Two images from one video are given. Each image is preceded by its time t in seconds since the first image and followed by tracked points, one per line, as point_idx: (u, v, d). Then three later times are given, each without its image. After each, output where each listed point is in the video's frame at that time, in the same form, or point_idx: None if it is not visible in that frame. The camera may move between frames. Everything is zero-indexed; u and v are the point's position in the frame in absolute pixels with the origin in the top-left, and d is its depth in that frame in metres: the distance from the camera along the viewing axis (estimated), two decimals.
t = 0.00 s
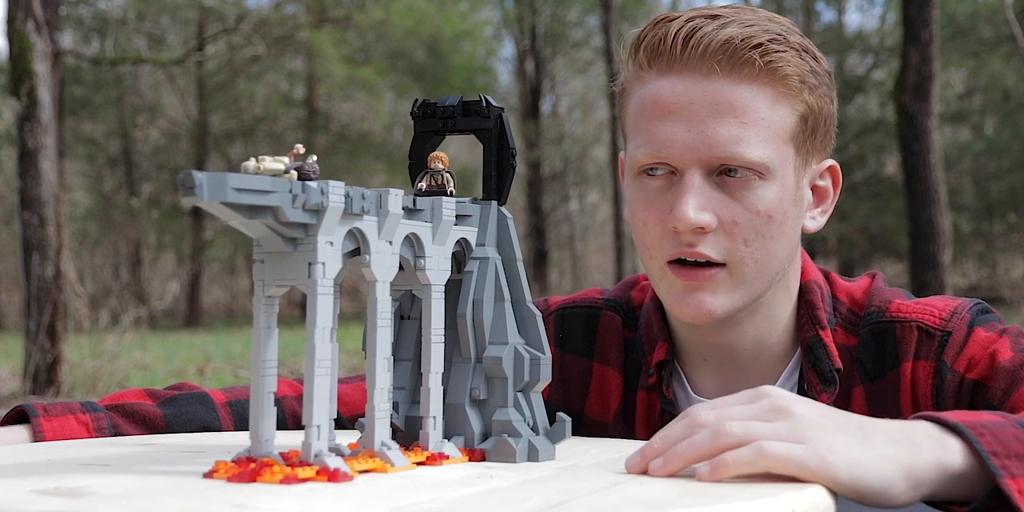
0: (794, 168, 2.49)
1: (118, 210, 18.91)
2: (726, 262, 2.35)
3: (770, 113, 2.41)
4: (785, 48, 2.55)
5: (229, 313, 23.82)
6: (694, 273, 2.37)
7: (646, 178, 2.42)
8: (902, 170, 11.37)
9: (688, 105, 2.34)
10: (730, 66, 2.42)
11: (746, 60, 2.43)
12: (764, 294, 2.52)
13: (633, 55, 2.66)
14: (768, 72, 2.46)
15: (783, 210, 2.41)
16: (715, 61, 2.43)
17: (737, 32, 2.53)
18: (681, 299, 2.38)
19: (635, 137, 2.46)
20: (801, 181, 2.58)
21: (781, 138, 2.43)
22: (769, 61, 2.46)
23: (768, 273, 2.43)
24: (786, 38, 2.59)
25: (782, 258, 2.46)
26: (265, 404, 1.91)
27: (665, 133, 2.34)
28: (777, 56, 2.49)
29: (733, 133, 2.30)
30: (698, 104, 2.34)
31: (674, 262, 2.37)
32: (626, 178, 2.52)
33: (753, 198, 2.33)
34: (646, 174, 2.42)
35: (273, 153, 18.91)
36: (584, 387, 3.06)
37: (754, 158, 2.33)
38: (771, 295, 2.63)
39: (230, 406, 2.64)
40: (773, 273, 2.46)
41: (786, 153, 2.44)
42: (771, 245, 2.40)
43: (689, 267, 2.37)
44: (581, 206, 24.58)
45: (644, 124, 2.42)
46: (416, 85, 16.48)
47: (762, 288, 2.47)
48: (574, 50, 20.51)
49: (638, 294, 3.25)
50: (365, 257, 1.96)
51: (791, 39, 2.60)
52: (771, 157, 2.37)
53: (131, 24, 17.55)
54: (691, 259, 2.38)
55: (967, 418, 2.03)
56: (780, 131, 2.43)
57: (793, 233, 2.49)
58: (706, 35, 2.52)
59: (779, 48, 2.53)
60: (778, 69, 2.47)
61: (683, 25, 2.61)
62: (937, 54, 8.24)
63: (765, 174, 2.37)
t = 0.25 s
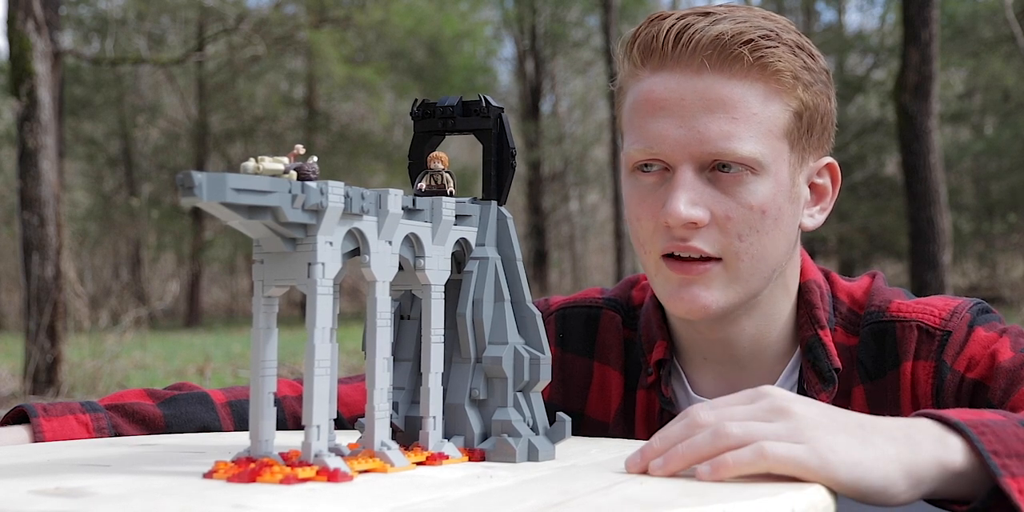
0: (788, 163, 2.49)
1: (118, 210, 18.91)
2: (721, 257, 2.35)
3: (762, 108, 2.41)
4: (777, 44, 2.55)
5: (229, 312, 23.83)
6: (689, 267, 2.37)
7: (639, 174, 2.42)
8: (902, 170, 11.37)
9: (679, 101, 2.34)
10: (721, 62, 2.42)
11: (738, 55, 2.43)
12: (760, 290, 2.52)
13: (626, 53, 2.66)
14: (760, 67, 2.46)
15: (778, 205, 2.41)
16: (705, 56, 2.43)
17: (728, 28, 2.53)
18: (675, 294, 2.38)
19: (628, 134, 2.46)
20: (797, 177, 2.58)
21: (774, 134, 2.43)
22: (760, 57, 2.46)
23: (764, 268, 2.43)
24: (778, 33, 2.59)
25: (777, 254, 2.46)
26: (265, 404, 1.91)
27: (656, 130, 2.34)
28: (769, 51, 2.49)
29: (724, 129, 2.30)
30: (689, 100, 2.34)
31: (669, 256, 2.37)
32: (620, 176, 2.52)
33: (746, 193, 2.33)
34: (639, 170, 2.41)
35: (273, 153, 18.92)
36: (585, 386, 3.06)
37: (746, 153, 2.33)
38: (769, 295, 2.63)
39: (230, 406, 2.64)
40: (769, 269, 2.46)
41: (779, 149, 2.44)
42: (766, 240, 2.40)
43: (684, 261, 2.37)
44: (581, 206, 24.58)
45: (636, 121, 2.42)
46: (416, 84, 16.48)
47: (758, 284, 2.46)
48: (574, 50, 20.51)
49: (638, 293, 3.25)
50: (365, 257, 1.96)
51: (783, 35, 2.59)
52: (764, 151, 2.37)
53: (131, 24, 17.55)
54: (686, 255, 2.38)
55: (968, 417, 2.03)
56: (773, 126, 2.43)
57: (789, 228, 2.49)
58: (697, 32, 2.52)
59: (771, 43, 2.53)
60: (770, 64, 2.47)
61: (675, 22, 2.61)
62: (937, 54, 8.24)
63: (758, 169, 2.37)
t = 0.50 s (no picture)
0: (795, 166, 2.49)
1: (118, 210, 18.90)
2: (726, 257, 2.35)
3: (773, 109, 2.42)
4: (788, 46, 2.56)
5: (229, 312, 23.84)
6: (692, 268, 2.36)
7: (648, 172, 2.41)
8: (902, 170, 11.36)
9: (692, 99, 2.34)
10: (733, 62, 2.42)
11: (751, 55, 2.43)
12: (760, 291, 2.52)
13: (635, 51, 2.66)
14: (772, 69, 2.46)
15: (783, 208, 2.41)
16: (719, 55, 2.44)
17: (740, 28, 2.54)
18: (676, 292, 2.37)
19: (637, 131, 2.46)
20: (800, 180, 2.58)
21: (783, 135, 2.43)
22: (772, 58, 2.47)
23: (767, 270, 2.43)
24: (788, 37, 2.60)
25: (780, 256, 2.46)
26: (264, 404, 1.91)
27: (668, 127, 2.33)
28: (781, 53, 2.50)
29: (736, 128, 2.31)
30: (701, 98, 2.34)
31: (673, 256, 2.37)
32: (628, 173, 2.51)
33: (755, 194, 2.33)
34: (648, 167, 2.41)
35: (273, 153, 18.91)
36: (583, 387, 3.06)
37: (756, 154, 2.33)
38: (769, 295, 2.63)
39: (230, 406, 2.64)
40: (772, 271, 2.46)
41: (787, 151, 2.45)
42: (770, 241, 2.39)
43: (688, 262, 2.36)
44: (581, 206, 24.60)
45: (647, 118, 2.41)
46: (417, 84, 16.48)
47: (761, 285, 2.46)
48: (574, 50, 20.52)
49: (635, 293, 3.25)
50: (365, 257, 1.96)
51: (792, 39, 2.61)
52: (773, 153, 2.38)
53: (131, 24, 17.55)
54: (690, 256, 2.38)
55: (967, 416, 2.03)
56: (782, 128, 2.43)
57: (793, 231, 2.49)
58: (709, 31, 2.52)
59: (782, 46, 2.54)
60: (781, 66, 2.48)
61: (686, 20, 2.62)
62: (937, 54, 8.24)
63: (766, 171, 2.37)
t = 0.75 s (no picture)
0: (805, 175, 2.50)
1: (118, 210, 18.90)
2: (737, 266, 2.37)
3: (786, 120, 2.42)
4: (802, 56, 2.55)
5: (229, 312, 23.84)
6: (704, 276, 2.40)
7: (659, 179, 2.42)
8: (902, 170, 11.35)
9: (706, 108, 2.33)
10: (748, 70, 2.42)
11: (765, 65, 2.42)
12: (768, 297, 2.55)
13: (645, 55, 2.65)
14: (786, 78, 2.45)
15: (793, 217, 2.42)
16: (735, 64, 2.42)
17: (755, 36, 2.53)
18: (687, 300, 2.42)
19: (649, 137, 2.46)
20: (807, 187, 2.59)
21: (795, 145, 2.44)
22: (787, 68, 2.46)
23: (776, 278, 2.46)
24: (801, 44, 2.59)
25: (789, 264, 2.48)
26: (265, 404, 1.91)
27: (683, 137, 2.33)
28: (795, 62, 2.49)
29: (750, 139, 2.30)
30: (717, 107, 2.33)
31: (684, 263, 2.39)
32: (636, 178, 2.52)
33: (766, 204, 2.34)
34: (660, 175, 2.42)
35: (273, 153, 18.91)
36: (582, 387, 3.06)
37: (770, 165, 2.33)
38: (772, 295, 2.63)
39: (230, 406, 2.64)
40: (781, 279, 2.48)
41: (798, 162, 2.45)
42: (780, 251, 2.42)
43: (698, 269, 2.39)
44: (581, 206, 24.60)
45: (660, 126, 2.41)
46: (417, 84, 16.48)
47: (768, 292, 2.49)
48: (574, 50, 20.52)
49: (634, 294, 3.25)
50: (365, 257, 1.96)
51: (805, 46, 2.60)
52: (786, 163, 2.38)
53: (131, 24, 17.55)
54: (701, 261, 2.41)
55: (967, 414, 2.02)
56: (796, 137, 2.44)
57: (801, 239, 2.51)
58: (723, 39, 2.51)
59: (797, 56, 2.53)
60: (795, 76, 2.47)
61: (701, 26, 2.60)
62: (937, 54, 8.24)
63: (779, 181, 2.38)
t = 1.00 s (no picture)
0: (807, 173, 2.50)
1: (118, 210, 18.91)
2: (739, 264, 2.36)
3: (790, 118, 2.42)
4: (805, 56, 2.56)
5: (229, 312, 23.84)
6: (707, 272, 2.38)
7: (663, 177, 2.42)
8: (902, 170, 11.35)
9: (709, 106, 2.34)
10: (749, 69, 2.42)
11: (768, 63, 2.43)
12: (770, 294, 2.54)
13: (647, 54, 2.65)
14: (788, 76, 2.45)
15: (795, 215, 2.42)
16: (738, 62, 2.43)
17: (757, 34, 2.53)
18: (690, 298, 2.40)
19: (651, 136, 2.46)
20: (807, 184, 2.59)
21: (798, 143, 2.44)
22: (789, 66, 2.46)
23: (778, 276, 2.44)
24: (803, 43, 2.60)
25: (791, 261, 2.48)
26: (265, 405, 1.91)
27: (686, 135, 2.33)
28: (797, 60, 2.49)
29: (753, 137, 2.30)
30: (720, 106, 2.33)
31: (687, 261, 2.39)
32: (638, 177, 2.52)
33: (769, 201, 2.33)
34: (663, 173, 2.42)
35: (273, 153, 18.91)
36: (582, 386, 3.05)
37: (773, 162, 2.33)
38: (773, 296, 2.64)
39: (230, 406, 2.64)
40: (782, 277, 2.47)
41: (801, 159, 2.45)
42: (783, 248, 2.42)
43: (703, 266, 2.38)
44: (581, 206, 24.62)
45: (663, 124, 2.41)
46: (416, 84, 16.48)
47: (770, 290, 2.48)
48: (574, 50, 20.53)
49: (634, 293, 3.25)
50: (365, 257, 1.96)
51: (806, 45, 2.60)
52: (788, 161, 2.38)
53: (131, 24, 17.56)
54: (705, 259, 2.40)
55: (970, 413, 2.01)
56: (799, 136, 2.44)
57: (802, 236, 2.50)
58: (725, 37, 2.52)
59: (800, 55, 2.54)
60: (797, 73, 2.47)
61: (705, 24, 2.61)
62: (937, 54, 8.24)
63: (781, 178, 2.37)
